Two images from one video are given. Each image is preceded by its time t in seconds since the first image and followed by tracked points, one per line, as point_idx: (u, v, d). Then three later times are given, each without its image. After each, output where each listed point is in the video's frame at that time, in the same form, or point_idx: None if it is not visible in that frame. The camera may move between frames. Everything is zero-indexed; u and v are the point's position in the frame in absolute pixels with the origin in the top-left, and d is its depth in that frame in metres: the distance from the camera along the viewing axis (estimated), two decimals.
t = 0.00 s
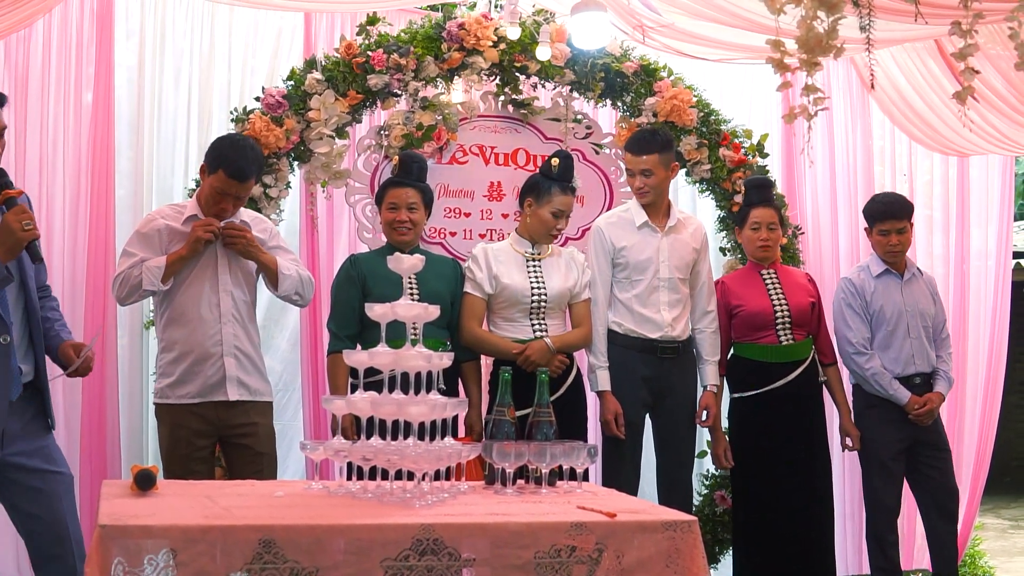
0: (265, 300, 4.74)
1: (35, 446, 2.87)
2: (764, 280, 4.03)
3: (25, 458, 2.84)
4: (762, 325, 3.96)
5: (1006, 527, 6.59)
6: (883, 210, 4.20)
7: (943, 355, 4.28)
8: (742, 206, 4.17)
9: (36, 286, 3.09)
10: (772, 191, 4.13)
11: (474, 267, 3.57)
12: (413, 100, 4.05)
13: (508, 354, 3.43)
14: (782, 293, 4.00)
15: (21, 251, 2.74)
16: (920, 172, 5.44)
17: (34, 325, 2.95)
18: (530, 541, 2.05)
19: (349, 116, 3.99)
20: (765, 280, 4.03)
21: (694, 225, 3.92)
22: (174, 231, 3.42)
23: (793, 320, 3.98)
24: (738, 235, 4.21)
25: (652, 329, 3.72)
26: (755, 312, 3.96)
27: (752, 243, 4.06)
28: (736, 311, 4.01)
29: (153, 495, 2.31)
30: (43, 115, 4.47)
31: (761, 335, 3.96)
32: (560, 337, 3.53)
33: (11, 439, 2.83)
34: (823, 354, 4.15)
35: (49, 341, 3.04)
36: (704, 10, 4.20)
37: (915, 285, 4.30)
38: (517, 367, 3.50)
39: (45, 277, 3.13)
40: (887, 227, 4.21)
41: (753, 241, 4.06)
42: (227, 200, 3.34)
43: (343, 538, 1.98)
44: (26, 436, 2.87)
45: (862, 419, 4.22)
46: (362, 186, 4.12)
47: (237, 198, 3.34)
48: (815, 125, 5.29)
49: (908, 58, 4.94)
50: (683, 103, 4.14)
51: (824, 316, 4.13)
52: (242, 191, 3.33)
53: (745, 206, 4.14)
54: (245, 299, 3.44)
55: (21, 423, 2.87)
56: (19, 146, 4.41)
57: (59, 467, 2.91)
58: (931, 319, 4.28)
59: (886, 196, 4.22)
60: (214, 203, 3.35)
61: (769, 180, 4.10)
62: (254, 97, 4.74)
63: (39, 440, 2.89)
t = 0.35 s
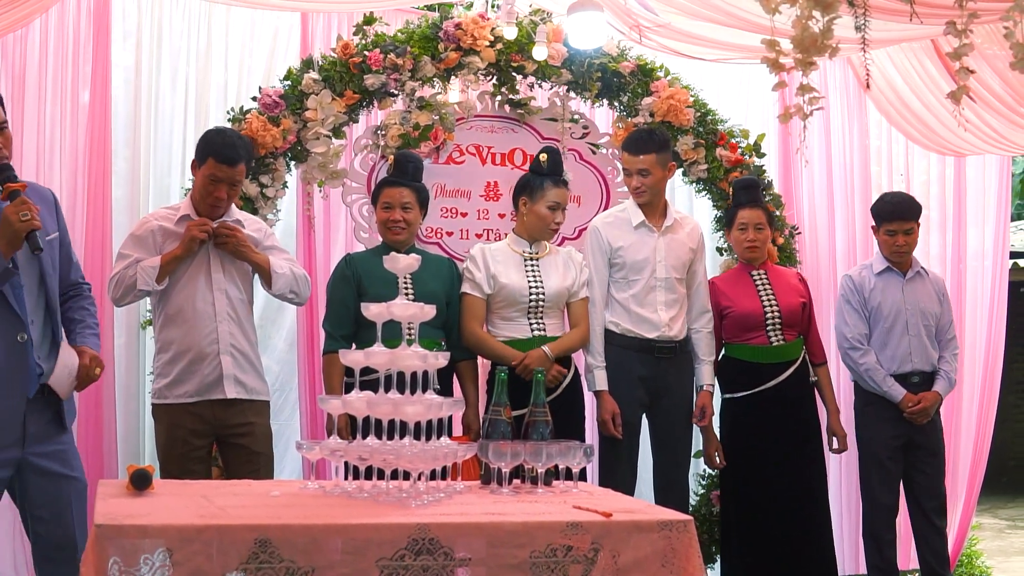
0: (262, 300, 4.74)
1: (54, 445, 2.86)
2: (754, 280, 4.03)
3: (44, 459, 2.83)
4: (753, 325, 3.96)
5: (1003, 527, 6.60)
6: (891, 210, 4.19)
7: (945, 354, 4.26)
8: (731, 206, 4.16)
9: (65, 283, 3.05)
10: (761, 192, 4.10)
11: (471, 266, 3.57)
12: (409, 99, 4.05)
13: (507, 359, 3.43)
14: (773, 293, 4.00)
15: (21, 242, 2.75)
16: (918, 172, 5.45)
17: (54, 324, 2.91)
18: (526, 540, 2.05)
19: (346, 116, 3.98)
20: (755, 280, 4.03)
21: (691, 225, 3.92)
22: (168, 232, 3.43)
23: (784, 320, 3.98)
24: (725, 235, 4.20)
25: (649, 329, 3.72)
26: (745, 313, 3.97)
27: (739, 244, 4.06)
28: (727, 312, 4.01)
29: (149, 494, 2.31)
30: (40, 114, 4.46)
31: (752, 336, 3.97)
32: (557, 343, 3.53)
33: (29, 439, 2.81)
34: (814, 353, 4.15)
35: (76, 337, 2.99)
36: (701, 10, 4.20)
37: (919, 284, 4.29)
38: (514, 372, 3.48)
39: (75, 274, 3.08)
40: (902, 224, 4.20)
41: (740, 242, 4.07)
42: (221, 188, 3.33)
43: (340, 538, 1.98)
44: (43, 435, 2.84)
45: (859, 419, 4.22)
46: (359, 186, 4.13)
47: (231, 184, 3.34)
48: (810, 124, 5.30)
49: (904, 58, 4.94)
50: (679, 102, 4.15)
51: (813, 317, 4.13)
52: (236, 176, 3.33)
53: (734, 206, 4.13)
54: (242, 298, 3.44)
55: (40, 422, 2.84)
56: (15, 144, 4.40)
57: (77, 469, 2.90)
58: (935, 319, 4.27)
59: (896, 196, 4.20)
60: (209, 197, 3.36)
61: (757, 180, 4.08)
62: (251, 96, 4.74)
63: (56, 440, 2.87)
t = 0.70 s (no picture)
0: (259, 301, 4.73)
1: (73, 444, 2.86)
2: (759, 278, 4.04)
3: (57, 458, 2.83)
4: (758, 323, 3.96)
5: (1001, 527, 6.60)
6: (903, 215, 4.19)
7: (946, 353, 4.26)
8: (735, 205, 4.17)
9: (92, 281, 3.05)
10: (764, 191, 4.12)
11: (470, 267, 3.58)
12: (407, 99, 4.04)
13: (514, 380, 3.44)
14: (777, 291, 4.01)
15: (25, 230, 2.68)
16: (916, 172, 5.45)
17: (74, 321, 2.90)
18: (524, 539, 2.05)
19: (343, 116, 3.98)
20: (759, 278, 4.03)
21: (689, 224, 3.92)
22: (165, 232, 3.43)
23: (788, 319, 3.98)
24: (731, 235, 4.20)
25: (647, 329, 3.72)
26: (749, 311, 3.97)
27: (743, 242, 4.05)
28: (732, 311, 4.01)
29: (147, 494, 2.31)
30: (37, 115, 4.45)
31: (757, 335, 3.97)
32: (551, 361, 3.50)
33: (49, 436, 2.82)
34: (817, 352, 4.15)
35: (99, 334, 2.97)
36: (699, 10, 4.20)
37: (922, 284, 4.29)
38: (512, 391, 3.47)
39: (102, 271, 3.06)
40: (910, 232, 4.21)
41: (744, 240, 4.05)
42: (217, 176, 3.35)
43: (338, 537, 1.98)
44: (61, 434, 2.84)
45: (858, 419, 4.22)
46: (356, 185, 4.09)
47: (226, 171, 3.36)
48: (808, 124, 5.31)
49: (903, 58, 4.93)
50: (677, 102, 4.15)
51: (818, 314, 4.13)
52: (229, 165, 3.36)
53: (738, 205, 4.13)
54: (239, 296, 3.43)
55: (60, 420, 2.84)
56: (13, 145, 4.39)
57: (95, 467, 2.90)
58: (937, 319, 4.27)
59: (907, 201, 4.19)
60: (203, 190, 3.37)
61: (762, 180, 4.09)
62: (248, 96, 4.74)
63: (77, 440, 2.87)
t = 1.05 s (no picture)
0: (258, 300, 4.73)
1: (85, 444, 2.86)
2: (765, 278, 4.03)
3: (68, 458, 2.84)
4: (763, 323, 3.96)
5: (1000, 527, 6.60)
6: (907, 218, 4.19)
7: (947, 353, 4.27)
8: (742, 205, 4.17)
9: (107, 285, 3.05)
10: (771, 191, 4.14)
11: (468, 267, 3.58)
12: (405, 99, 4.04)
13: (514, 382, 3.45)
14: (783, 289, 4.00)
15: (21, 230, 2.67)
16: (914, 172, 5.46)
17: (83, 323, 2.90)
18: (523, 540, 2.05)
19: (342, 116, 3.98)
20: (766, 277, 4.03)
21: (687, 222, 3.93)
22: (162, 231, 3.44)
23: (794, 318, 3.98)
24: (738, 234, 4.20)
25: (646, 328, 3.72)
26: (756, 310, 3.96)
27: (750, 240, 4.06)
28: (738, 310, 4.01)
29: (146, 495, 2.30)
30: (36, 115, 4.45)
31: (763, 334, 3.96)
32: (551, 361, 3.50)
33: (60, 437, 2.82)
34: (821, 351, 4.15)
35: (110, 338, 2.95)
36: (698, 10, 4.20)
37: (923, 284, 4.30)
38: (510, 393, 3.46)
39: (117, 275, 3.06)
40: (911, 235, 4.21)
41: (751, 239, 4.06)
42: (212, 169, 3.36)
43: (337, 537, 1.98)
44: (72, 435, 2.85)
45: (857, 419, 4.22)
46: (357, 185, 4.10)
47: (221, 164, 3.36)
48: (807, 124, 5.31)
49: (901, 58, 4.94)
50: (676, 102, 4.16)
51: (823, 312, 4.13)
52: (223, 157, 3.36)
53: (745, 204, 4.14)
54: (238, 295, 3.44)
55: (72, 420, 2.85)
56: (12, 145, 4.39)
57: (108, 468, 2.90)
58: (939, 319, 4.28)
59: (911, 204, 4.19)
60: (198, 185, 3.37)
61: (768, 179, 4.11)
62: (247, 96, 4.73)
63: (91, 441, 2.88)
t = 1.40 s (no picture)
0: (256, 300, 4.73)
1: (77, 446, 2.85)
2: (770, 279, 4.03)
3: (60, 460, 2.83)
4: (766, 324, 3.95)
5: (998, 527, 6.61)
6: (901, 218, 4.18)
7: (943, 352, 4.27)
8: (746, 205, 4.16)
9: (106, 290, 3.03)
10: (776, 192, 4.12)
11: (464, 265, 3.58)
12: (404, 99, 4.04)
13: (511, 382, 3.44)
14: (787, 292, 3.99)
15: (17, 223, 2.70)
16: (912, 172, 5.46)
17: (74, 325, 2.89)
18: (522, 540, 2.05)
19: (340, 116, 3.98)
20: (770, 278, 4.02)
21: (682, 220, 3.92)
22: (163, 231, 3.43)
23: (797, 320, 3.97)
24: (740, 235, 4.20)
25: (643, 329, 3.72)
26: (759, 311, 3.96)
27: (756, 241, 4.05)
28: (741, 311, 4.00)
29: (145, 494, 2.30)
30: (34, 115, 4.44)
31: (766, 335, 3.96)
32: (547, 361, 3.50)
33: (51, 438, 2.81)
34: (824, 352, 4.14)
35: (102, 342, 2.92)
36: (697, 10, 4.20)
37: (918, 284, 4.31)
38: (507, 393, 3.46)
39: (117, 280, 3.04)
40: (905, 234, 4.21)
41: (756, 239, 4.05)
42: (209, 165, 3.37)
43: (336, 537, 1.98)
44: (63, 437, 2.83)
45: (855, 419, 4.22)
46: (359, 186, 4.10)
47: (218, 160, 3.37)
48: (806, 123, 5.31)
49: (899, 58, 4.96)
50: (674, 102, 4.16)
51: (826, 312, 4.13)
52: (220, 153, 3.38)
53: (750, 205, 4.12)
54: (236, 295, 3.43)
55: (63, 422, 2.83)
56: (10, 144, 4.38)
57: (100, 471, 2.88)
58: (934, 319, 4.28)
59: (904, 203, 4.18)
60: (196, 183, 3.37)
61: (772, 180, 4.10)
62: (245, 96, 4.73)
63: (83, 443, 2.86)
